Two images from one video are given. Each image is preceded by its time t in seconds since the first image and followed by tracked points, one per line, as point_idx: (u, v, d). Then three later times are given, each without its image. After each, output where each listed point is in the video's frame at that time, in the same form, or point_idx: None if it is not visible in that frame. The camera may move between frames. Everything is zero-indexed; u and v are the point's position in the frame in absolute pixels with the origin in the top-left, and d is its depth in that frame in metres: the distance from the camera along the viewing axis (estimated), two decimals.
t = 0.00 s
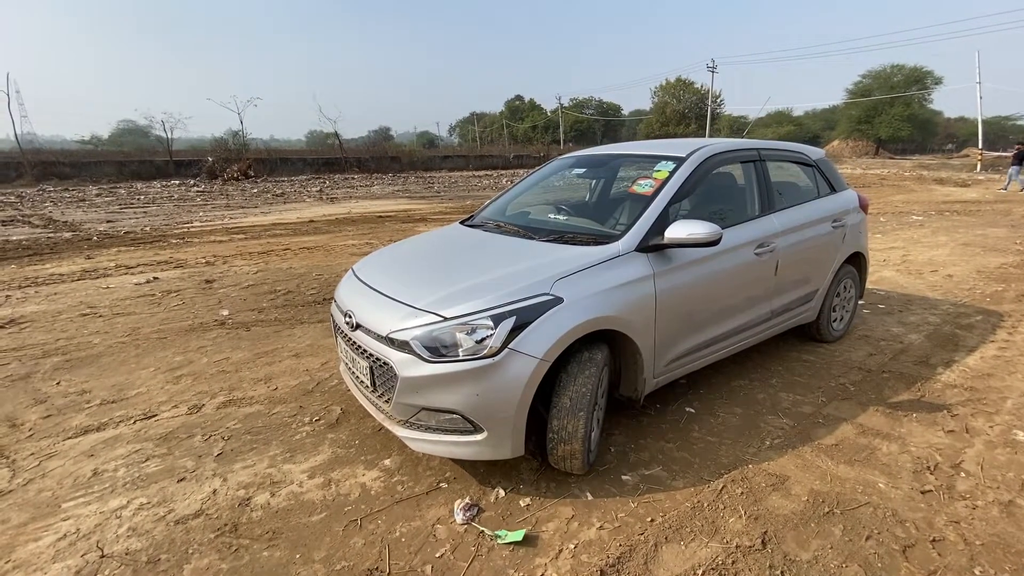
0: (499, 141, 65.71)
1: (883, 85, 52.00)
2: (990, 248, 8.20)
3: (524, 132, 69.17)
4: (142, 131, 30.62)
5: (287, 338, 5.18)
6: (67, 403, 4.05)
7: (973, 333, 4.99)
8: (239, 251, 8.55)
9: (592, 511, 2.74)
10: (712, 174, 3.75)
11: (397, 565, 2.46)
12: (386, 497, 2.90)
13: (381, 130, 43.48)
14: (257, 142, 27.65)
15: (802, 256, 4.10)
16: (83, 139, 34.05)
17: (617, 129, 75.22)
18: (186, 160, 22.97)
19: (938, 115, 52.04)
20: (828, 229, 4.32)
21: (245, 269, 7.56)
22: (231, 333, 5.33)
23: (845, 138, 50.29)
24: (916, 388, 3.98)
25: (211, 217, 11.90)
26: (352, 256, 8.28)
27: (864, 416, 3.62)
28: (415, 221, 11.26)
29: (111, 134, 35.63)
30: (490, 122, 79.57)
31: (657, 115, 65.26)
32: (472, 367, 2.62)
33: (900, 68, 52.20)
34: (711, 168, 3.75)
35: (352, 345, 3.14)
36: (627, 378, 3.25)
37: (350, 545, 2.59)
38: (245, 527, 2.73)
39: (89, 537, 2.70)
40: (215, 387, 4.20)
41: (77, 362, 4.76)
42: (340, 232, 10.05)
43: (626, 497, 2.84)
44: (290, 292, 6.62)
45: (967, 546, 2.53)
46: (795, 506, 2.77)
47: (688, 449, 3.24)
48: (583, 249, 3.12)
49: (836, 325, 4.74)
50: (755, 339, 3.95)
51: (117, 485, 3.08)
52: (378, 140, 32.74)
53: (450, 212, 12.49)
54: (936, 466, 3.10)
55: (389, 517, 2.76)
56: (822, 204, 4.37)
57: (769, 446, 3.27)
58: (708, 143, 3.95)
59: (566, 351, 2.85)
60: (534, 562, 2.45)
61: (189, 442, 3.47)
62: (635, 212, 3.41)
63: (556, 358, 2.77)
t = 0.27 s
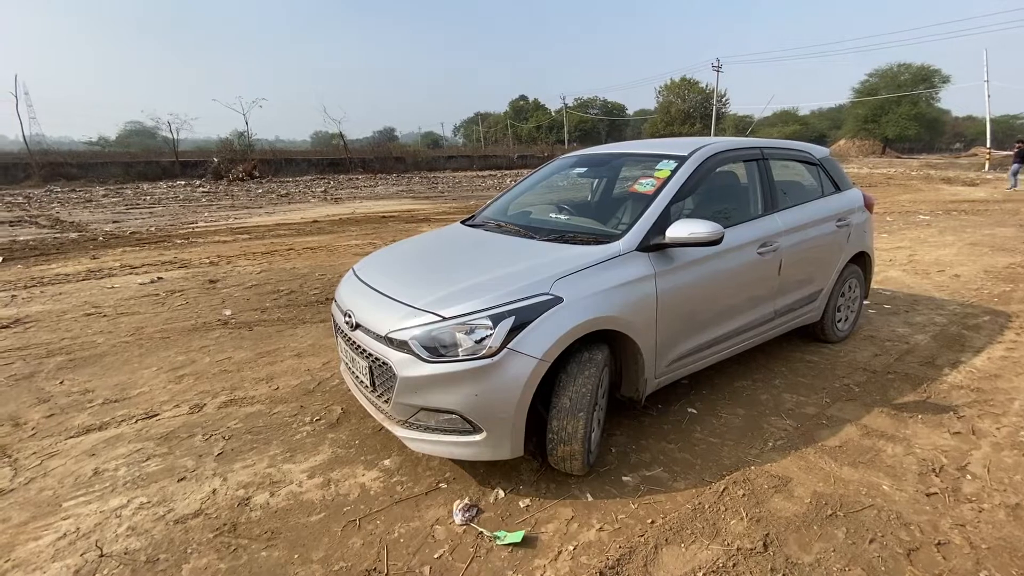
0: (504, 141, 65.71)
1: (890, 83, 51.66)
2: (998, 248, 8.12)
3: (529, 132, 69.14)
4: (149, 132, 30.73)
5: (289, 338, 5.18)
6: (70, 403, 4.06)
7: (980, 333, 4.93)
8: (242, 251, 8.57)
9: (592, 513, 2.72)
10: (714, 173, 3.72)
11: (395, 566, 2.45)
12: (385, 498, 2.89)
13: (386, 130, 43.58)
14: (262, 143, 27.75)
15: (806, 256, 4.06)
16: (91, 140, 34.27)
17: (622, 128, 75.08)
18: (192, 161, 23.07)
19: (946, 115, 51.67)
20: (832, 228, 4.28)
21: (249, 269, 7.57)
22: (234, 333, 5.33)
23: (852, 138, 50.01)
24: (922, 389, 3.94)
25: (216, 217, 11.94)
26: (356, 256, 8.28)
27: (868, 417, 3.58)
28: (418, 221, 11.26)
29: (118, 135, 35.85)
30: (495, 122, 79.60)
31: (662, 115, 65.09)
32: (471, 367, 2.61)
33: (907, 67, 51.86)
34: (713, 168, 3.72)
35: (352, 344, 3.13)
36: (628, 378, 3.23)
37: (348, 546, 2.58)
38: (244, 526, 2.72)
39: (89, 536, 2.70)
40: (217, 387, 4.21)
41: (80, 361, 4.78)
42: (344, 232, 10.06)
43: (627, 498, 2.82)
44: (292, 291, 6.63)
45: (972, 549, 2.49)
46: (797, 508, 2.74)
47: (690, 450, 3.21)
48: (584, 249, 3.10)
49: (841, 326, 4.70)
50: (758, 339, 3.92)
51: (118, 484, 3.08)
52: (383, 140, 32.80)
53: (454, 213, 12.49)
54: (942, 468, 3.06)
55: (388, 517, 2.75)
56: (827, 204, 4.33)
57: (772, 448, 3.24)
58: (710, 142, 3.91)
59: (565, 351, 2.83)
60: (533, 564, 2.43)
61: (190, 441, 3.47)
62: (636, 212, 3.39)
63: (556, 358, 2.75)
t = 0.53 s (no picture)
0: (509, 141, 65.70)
1: (897, 83, 51.38)
2: (1006, 248, 8.05)
3: (534, 132, 69.11)
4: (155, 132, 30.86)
5: (293, 338, 5.19)
6: (75, 402, 4.08)
7: (987, 335, 4.89)
8: (247, 252, 8.59)
9: (594, 515, 2.71)
10: (718, 173, 3.70)
11: (396, 568, 2.45)
12: (387, 499, 2.89)
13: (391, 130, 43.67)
14: (268, 143, 27.86)
15: (810, 257, 4.03)
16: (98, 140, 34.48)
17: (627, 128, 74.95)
18: (198, 161, 23.17)
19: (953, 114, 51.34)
20: (837, 229, 4.25)
21: (253, 269, 7.59)
22: (238, 333, 5.34)
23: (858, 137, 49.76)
24: (928, 391, 3.91)
25: (221, 217, 11.98)
26: (360, 256, 8.30)
27: (874, 419, 3.55)
28: (423, 221, 11.28)
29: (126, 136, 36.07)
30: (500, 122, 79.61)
31: (667, 114, 64.94)
32: (473, 368, 2.60)
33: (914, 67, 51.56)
34: (717, 168, 3.70)
35: (354, 345, 3.13)
36: (631, 380, 3.21)
37: (350, 547, 2.57)
38: (246, 527, 2.72)
39: (92, 536, 2.71)
40: (220, 387, 4.22)
41: (85, 361, 4.80)
42: (348, 232, 10.08)
43: (629, 501, 2.81)
44: (296, 292, 6.64)
45: (978, 554, 2.47)
46: (801, 511, 2.72)
47: (693, 453, 3.20)
48: (586, 250, 3.09)
49: (846, 327, 4.67)
50: (762, 341, 3.89)
51: (121, 484, 3.09)
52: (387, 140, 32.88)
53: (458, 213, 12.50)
54: (948, 472, 3.04)
55: (389, 518, 2.74)
56: (832, 204, 4.30)
57: (776, 450, 3.22)
58: (714, 142, 3.89)
59: (568, 353, 2.82)
60: (535, 567, 2.43)
61: (193, 441, 3.48)
62: (639, 213, 3.37)
63: (558, 360, 2.74)
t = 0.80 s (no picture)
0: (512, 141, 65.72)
1: (903, 82, 51.15)
2: (1012, 250, 8.00)
3: (538, 132, 69.08)
4: (160, 133, 30.96)
5: (295, 339, 5.20)
6: (79, 403, 4.10)
7: (992, 338, 4.86)
8: (251, 252, 8.61)
9: (596, 518, 2.71)
10: (721, 174, 3.69)
11: (397, 570, 2.45)
12: (388, 501, 2.89)
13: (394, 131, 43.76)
14: (272, 144, 27.94)
15: (815, 259, 4.01)
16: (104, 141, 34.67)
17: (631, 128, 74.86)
18: (202, 162, 23.25)
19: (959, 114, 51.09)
20: (841, 231, 4.23)
21: (257, 270, 7.61)
22: (241, 333, 5.36)
23: (863, 138, 49.57)
24: (933, 395, 3.88)
25: (226, 218, 12.02)
26: (363, 257, 8.31)
27: (878, 423, 3.53)
28: (426, 222, 11.28)
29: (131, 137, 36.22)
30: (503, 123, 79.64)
31: (671, 115, 64.83)
32: (475, 371, 2.60)
33: (920, 67, 51.34)
34: (720, 169, 3.69)
35: (356, 347, 3.13)
36: (633, 382, 3.21)
37: (351, 549, 2.58)
38: (248, 528, 2.73)
39: (95, 537, 2.72)
40: (223, 388, 4.23)
41: (90, 361, 4.82)
42: (351, 233, 10.09)
43: (631, 504, 2.80)
44: (300, 292, 6.65)
45: (983, 559, 2.45)
46: (804, 515, 2.70)
47: (695, 456, 3.19)
48: (589, 252, 3.09)
49: (850, 329, 4.65)
50: (766, 343, 3.88)
51: (125, 485, 3.10)
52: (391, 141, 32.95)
53: (461, 213, 12.50)
54: (952, 476, 3.02)
55: (391, 520, 2.74)
56: (836, 206, 4.28)
57: (779, 453, 3.21)
58: (718, 144, 3.88)
59: (570, 355, 2.81)
60: (536, 570, 2.42)
61: (196, 442, 3.49)
62: (642, 214, 3.36)
63: (560, 362, 2.74)
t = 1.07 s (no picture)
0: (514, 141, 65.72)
1: (905, 82, 51.05)
2: (1015, 251, 7.98)
3: (540, 132, 69.10)
4: (162, 133, 30.98)
5: (298, 338, 5.20)
6: (82, 402, 4.11)
7: (995, 338, 4.85)
8: (253, 252, 8.62)
9: (597, 518, 2.70)
10: (724, 174, 3.69)
11: (399, 569, 2.45)
12: (390, 500, 2.89)
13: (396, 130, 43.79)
14: (274, 143, 27.98)
15: (817, 259, 4.01)
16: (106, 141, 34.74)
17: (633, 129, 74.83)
18: (205, 161, 23.28)
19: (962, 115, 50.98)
20: (844, 231, 4.23)
21: (259, 269, 7.62)
22: (243, 333, 5.36)
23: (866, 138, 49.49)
24: (936, 395, 3.87)
25: (228, 217, 12.04)
26: (365, 257, 8.32)
27: (880, 423, 3.53)
28: (428, 222, 11.29)
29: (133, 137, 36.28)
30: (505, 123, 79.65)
31: (673, 115, 64.78)
32: (476, 370, 2.60)
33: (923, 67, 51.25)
34: (723, 169, 3.68)
35: (359, 346, 3.14)
36: (635, 382, 3.20)
37: (353, 548, 2.58)
38: (250, 527, 2.73)
39: (97, 535, 2.72)
40: (225, 387, 4.23)
41: (92, 361, 4.83)
42: (353, 232, 10.10)
43: (633, 504, 2.80)
44: (302, 292, 6.66)
45: (986, 560, 2.44)
46: (806, 516, 2.70)
47: (697, 456, 3.19)
48: (590, 252, 3.08)
49: (853, 330, 4.64)
50: (768, 343, 3.87)
51: (127, 483, 3.11)
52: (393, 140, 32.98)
53: (463, 213, 12.50)
54: (955, 476, 3.01)
55: (393, 520, 2.75)
56: (839, 206, 4.28)
57: (781, 454, 3.20)
58: (720, 143, 3.87)
59: (571, 355, 2.81)
60: (538, 569, 2.42)
61: (198, 441, 3.50)
62: (644, 214, 3.36)
63: (562, 362, 2.74)
